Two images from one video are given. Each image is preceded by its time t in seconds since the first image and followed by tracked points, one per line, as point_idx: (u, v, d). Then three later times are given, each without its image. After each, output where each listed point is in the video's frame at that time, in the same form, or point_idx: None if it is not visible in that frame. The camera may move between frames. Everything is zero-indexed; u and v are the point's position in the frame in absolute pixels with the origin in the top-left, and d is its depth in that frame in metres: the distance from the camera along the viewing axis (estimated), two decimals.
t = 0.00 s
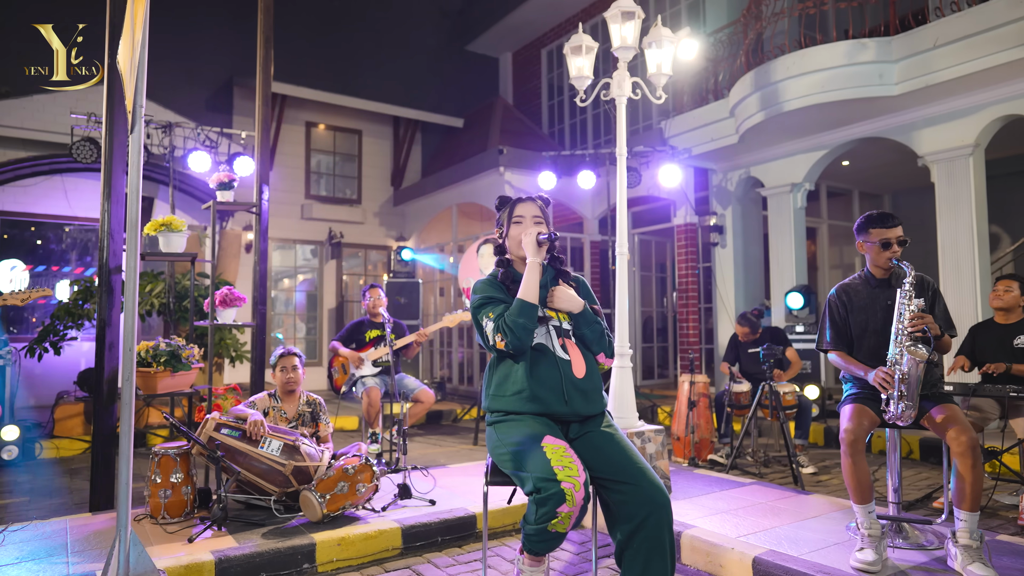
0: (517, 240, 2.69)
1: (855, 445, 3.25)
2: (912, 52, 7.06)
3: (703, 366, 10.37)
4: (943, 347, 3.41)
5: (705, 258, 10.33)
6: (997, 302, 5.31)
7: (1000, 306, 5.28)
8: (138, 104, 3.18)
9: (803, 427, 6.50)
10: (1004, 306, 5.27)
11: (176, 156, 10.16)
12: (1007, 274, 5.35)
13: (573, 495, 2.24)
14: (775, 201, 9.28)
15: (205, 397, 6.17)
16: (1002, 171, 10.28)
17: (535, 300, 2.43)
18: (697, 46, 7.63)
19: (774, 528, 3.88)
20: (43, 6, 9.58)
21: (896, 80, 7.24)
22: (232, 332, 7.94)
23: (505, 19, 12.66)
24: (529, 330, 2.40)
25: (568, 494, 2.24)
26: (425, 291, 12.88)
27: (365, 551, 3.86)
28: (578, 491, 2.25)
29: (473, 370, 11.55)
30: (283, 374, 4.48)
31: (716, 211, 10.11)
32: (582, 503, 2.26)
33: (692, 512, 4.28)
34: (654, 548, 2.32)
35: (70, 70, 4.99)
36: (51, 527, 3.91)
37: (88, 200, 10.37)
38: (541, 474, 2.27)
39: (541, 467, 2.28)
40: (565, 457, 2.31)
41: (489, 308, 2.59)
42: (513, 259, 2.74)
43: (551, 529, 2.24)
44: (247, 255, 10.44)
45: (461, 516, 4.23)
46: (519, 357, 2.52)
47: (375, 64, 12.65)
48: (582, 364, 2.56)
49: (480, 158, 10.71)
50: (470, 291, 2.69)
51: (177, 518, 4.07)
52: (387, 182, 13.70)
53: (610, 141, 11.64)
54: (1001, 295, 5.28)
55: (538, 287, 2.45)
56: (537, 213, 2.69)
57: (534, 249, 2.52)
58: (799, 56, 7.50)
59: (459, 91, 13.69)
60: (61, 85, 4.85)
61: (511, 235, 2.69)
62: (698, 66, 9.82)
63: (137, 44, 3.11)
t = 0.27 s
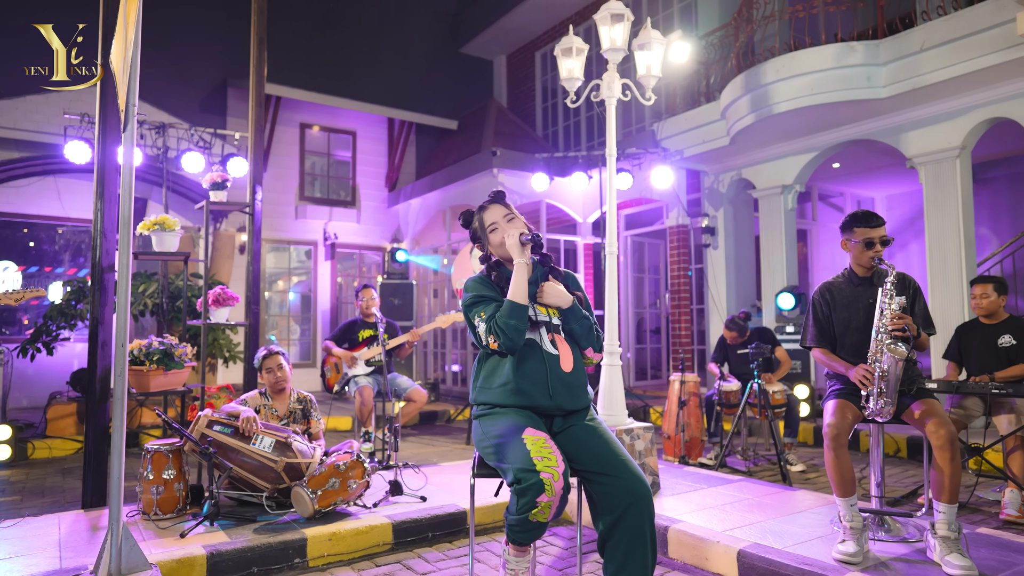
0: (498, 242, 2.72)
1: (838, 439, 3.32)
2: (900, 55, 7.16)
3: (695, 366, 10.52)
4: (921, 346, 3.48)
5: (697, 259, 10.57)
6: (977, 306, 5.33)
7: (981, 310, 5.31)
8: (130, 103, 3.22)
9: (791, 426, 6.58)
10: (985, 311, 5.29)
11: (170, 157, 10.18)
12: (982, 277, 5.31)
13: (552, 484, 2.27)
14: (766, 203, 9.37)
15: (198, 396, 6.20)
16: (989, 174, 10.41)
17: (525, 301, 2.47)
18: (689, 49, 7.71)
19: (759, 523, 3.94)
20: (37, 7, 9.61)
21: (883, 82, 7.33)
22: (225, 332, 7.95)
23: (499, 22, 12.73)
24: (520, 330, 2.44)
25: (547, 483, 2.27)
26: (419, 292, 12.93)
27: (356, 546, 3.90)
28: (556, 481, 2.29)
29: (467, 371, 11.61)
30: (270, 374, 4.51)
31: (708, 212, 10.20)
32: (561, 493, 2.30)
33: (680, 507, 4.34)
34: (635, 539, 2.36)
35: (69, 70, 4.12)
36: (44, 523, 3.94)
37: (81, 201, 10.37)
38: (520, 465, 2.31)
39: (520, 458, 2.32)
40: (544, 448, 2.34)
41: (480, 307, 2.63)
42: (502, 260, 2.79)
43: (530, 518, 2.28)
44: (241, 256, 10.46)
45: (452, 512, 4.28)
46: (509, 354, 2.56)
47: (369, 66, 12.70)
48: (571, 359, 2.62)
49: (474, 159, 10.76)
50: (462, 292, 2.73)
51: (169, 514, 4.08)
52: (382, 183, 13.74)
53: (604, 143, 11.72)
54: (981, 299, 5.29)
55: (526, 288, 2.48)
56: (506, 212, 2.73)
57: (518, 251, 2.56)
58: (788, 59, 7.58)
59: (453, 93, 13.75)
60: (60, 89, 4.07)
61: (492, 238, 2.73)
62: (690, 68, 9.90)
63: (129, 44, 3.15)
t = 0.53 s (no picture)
0: (486, 240, 2.79)
1: (818, 430, 3.42)
2: (885, 58, 7.29)
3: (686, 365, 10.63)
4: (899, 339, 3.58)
5: (688, 259, 10.59)
6: (951, 307, 5.46)
7: (954, 310, 5.44)
8: (128, 101, 3.30)
9: (778, 422, 6.70)
10: (961, 310, 5.41)
11: (164, 156, 10.22)
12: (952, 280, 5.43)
13: (527, 470, 2.35)
14: (755, 203, 9.50)
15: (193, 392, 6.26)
16: (974, 176, 10.58)
17: (511, 298, 2.54)
18: (679, 51, 7.83)
19: (743, 513, 4.04)
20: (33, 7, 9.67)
21: (869, 85, 7.46)
22: (220, 331, 8.00)
23: (492, 23, 12.84)
24: (506, 326, 2.52)
25: (522, 469, 2.35)
26: (412, 292, 13.01)
27: (348, 537, 3.97)
28: (532, 466, 2.36)
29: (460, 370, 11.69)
30: (259, 370, 4.57)
31: (698, 212, 10.32)
32: (536, 479, 2.37)
33: (667, 499, 4.44)
34: (610, 525, 2.44)
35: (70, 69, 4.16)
36: (40, 515, 3.99)
37: (74, 200, 10.38)
38: (498, 451, 2.39)
39: (498, 444, 2.39)
40: (521, 434, 2.41)
41: (469, 303, 2.72)
42: (492, 256, 2.87)
43: (506, 503, 2.35)
44: (235, 256, 10.50)
45: (443, 505, 4.36)
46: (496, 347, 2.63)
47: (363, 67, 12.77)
48: (556, 350, 2.69)
49: (467, 159, 10.85)
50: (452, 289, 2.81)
51: (164, 506, 4.15)
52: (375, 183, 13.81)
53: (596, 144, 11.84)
54: (955, 301, 5.42)
55: (514, 284, 2.56)
56: (491, 211, 2.78)
57: (506, 249, 2.64)
58: (775, 61, 7.71)
59: (446, 95, 13.85)
60: (61, 88, 4.06)
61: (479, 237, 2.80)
62: (680, 70, 10.01)
63: (127, 43, 3.23)
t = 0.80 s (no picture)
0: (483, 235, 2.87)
1: (802, 420, 3.52)
2: (873, 59, 7.40)
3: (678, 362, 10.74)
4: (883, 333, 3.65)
5: (681, 258, 10.69)
6: (936, 304, 5.56)
7: (939, 306, 5.54)
8: (129, 98, 3.37)
9: (768, 417, 6.80)
10: (945, 307, 5.52)
11: (161, 155, 10.29)
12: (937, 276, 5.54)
13: (502, 455, 2.40)
14: (747, 202, 9.61)
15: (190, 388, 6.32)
16: (963, 176, 10.72)
17: (501, 287, 2.63)
18: (671, 52, 7.93)
19: (730, 503, 4.13)
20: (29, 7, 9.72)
21: (858, 85, 7.57)
22: (216, 328, 8.04)
23: (487, 24, 12.93)
24: (493, 314, 2.61)
25: (498, 454, 2.40)
26: (407, 291, 13.10)
27: (344, 527, 4.04)
28: (508, 452, 2.42)
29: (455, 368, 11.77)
30: (256, 365, 4.64)
31: (691, 212, 10.43)
32: (512, 464, 2.43)
33: (658, 490, 4.53)
34: (588, 513, 2.42)
35: (70, 70, 4.27)
36: (40, 507, 4.05)
37: (70, 198, 10.42)
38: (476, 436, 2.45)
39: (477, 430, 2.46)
40: (499, 421, 2.47)
41: (464, 293, 2.81)
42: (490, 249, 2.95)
43: (484, 488, 2.40)
44: (231, 254, 10.55)
45: (437, 496, 4.44)
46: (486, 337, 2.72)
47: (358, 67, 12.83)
48: (545, 342, 2.73)
49: (462, 159, 10.93)
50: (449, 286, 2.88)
51: (163, 497, 4.22)
52: (370, 182, 13.86)
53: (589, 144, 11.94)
54: (940, 298, 5.52)
55: (504, 273, 2.65)
56: (490, 205, 2.85)
57: (501, 241, 2.74)
58: (766, 62, 7.82)
59: (441, 94, 13.94)
60: (61, 88, 4.19)
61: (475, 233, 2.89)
62: (673, 70, 10.11)
63: (128, 42, 3.31)
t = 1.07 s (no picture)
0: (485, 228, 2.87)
1: (788, 408, 3.62)
2: (862, 60, 7.51)
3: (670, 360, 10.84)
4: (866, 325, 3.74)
5: (672, 257, 10.79)
6: (922, 297, 5.71)
7: (924, 300, 5.68)
8: (130, 96, 3.44)
9: (757, 412, 6.90)
10: (930, 300, 5.65)
11: (156, 154, 10.32)
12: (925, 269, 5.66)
13: (474, 438, 2.51)
14: (738, 201, 9.73)
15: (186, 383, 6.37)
16: (951, 175, 10.86)
17: (480, 277, 2.72)
18: (663, 52, 8.03)
19: (717, 492, 4.23)
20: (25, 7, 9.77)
21: (846, 86, 7.68)
22: (211, 325, 8.07)
23: (481, 23, 13.01)
24: (469, 299, 2.73)
25: (471, 438, 2.52)
26: (401, 289, 13.17)
27: (340, 517, 4.12)
28: (480, 436, 2.52)
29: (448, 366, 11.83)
30: (253, 359, 4.69)
31: (682, 210, 10.53)
32: (484, 448, 2.52)
33: (647, 481, 4.63)
34: (565, 496, 2.49)
35: (69, 69, 4.35)
36: (40, 497, 4.12)
37: (65, 197, 10.43)
38: (454, 421, 2.58)
39: (455, 415, 2.59)
40: (474, 406, 2.57)
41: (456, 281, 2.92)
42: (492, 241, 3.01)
43: (461, 471, 2.51)
44: (226, 252, 10.58)
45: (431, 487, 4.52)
46: (475, 325, 2.81)
47: (352, 65, 12.90)
48: (531, 333, 2.78)
49: (456, 158, 11.01)
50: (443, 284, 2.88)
51: (161, 488, 4.30)
52: (365, 181, 13.91)
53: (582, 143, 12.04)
54: (926, 292, 5.65)
55: (486, 263, 2.72)
56: (491, 199, 2.88)
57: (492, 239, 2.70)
58: (756, 62, 7.93)
59: (434, 93, 13.99)
60: (61, 87, 4.24)
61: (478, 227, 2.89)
62: (665, 70, 10.20)
63: (130, 40, 3.37)
